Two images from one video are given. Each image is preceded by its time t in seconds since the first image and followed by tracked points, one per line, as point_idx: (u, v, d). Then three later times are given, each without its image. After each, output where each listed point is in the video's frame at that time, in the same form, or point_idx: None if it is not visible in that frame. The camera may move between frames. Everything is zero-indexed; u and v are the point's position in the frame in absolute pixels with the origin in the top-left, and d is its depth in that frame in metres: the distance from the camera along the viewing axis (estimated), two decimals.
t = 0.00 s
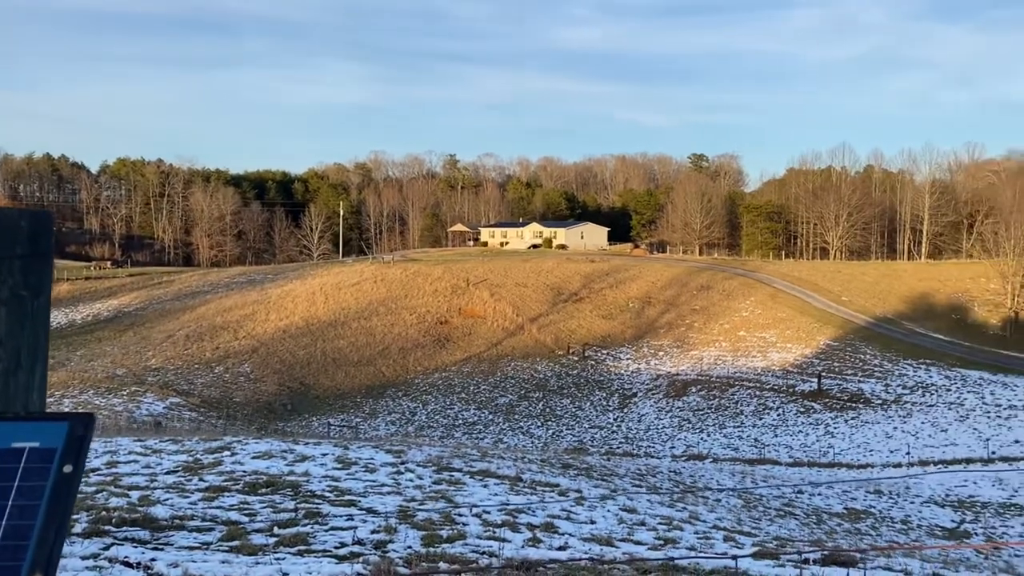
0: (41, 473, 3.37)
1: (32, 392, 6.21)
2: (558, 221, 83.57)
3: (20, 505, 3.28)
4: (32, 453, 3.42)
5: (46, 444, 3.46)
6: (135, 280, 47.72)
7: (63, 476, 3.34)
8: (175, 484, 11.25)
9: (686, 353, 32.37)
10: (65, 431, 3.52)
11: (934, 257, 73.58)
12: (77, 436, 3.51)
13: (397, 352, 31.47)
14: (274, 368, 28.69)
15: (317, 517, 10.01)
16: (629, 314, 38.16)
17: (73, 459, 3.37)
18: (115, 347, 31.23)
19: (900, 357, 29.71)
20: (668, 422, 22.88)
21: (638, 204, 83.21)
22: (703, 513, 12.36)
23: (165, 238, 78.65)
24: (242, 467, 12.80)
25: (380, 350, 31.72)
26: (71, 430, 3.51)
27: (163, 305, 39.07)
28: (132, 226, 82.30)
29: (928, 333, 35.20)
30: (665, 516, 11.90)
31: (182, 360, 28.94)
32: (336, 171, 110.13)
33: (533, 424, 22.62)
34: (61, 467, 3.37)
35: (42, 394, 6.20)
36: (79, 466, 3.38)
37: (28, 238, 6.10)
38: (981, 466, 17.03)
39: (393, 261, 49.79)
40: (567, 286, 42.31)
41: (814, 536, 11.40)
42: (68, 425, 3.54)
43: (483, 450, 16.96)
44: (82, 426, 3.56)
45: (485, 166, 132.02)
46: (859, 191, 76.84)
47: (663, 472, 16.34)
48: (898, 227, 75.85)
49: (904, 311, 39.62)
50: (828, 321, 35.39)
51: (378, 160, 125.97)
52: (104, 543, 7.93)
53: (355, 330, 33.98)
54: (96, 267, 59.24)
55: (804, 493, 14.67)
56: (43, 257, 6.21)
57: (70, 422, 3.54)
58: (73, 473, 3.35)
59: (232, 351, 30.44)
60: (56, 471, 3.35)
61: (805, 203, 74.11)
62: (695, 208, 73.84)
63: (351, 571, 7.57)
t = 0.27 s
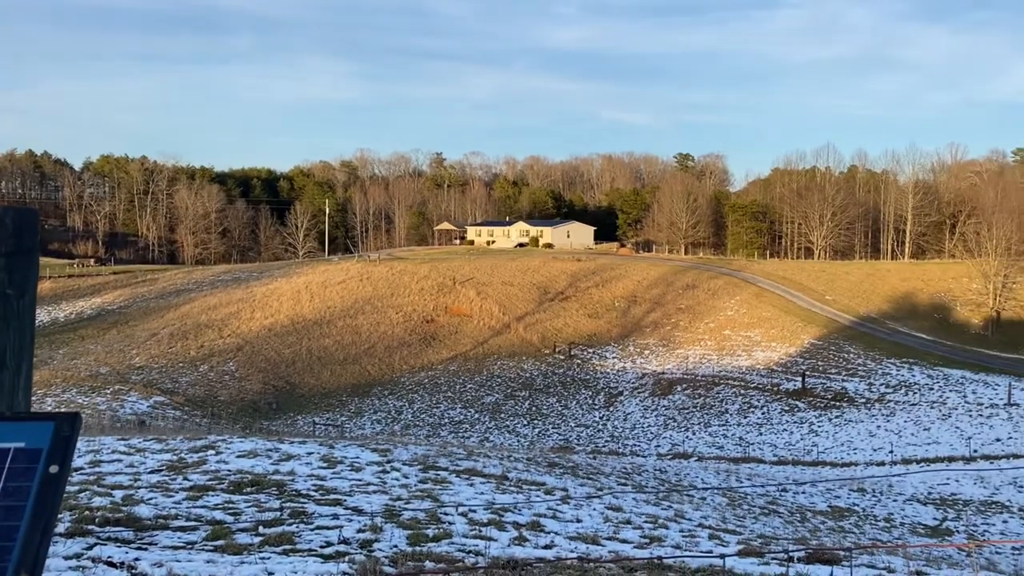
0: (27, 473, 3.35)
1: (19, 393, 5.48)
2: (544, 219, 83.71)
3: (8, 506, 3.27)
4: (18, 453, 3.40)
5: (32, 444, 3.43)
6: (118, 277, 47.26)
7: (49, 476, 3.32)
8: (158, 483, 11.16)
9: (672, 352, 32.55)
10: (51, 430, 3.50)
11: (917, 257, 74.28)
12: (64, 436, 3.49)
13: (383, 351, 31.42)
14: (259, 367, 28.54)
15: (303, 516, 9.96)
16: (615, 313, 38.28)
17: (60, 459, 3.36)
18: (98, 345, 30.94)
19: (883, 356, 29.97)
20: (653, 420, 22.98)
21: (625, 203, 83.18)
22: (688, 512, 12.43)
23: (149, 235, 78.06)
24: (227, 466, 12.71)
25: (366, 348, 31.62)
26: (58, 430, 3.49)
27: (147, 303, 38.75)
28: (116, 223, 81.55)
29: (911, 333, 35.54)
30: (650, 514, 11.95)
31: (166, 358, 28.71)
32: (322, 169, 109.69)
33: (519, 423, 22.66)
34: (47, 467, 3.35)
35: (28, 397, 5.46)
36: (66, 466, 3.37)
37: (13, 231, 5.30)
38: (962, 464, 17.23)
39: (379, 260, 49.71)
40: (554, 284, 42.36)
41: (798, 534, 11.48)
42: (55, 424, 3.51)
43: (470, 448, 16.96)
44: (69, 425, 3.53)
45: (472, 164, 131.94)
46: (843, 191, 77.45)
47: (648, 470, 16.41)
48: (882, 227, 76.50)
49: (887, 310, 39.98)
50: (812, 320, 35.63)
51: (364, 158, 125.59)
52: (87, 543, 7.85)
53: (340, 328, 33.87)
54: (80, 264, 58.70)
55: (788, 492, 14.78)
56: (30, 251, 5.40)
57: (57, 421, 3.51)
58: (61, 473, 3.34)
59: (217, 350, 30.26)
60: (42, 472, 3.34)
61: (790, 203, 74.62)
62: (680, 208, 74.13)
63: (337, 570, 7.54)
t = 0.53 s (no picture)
0: (11, 472, 3.32)
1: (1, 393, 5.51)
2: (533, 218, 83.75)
3: None
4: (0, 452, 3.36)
5: (16, 443, 3.40)
6: (104, 275, 46.85)
7: (33, 475, 3.29)
8: (145, 482, 11.07)
9: (660, 351, 32.65)
10: (35, 428, 3.46)
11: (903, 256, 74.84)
12: (47, 434, 3.45)
13: (371, 349, 31.34)
14: (246, 365, 28.39)
15: (290, 515, 9.91)
16: (604, 311, 38.35)
17: (44, 457, 3.33)
18: (83, 343, 30.67)
19: (870, 355, 30.18)
20: (641, 419, 23.04)
21: (614, 201, 83.19)
22: (676, 510, 12.46)
23: (135, 233, 77.44)
24: (214, 465, 12.62)
25: (354, 347, 31.51)
26: (42, 427, 3.45)
27: (133, 301, 38.44)
28: (102, 220, 80.85)
29: (897, 332, 35.81)
30: (639, 513, 11.97)
31: (152, 357, 28.50)
32: (310, 166, 109.24)
33: (508, 421, 22.66)
34: (31, 466, 3.32)
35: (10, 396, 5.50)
36: (50, 465, 3.34)
37: None
38: (947, 462, 17.37)
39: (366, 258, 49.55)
40: (542, 283, 42.37)
41: (784, 532, 11.55)
42: (39, 422, 3.47)
43: (458, 447, 16.93)
44: (51, 423, 3.49)
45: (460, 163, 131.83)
46: (830, 190, 77.90)
47: (636, 469, 16.45)
48: (868, 227, 77.01)
49: (873, 310, 40.26)
50: (800, 319, 35.82)
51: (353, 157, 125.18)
52: (73, 543, 7.79)
53: (328, 327, 33.75)
54: (65, 262, 58.18)
55: (775, 490, 14.85)
56: (14, 248, 5.29)
57: (41, 419, 3.47)
58: (44, 472, 3.31)
59: (204, 348, 30.07)
60: (26, 471, 3.30)
61: (777, 203, 75.00)
62: (669, 207, 74.32)
63: (325, 569, 7.50)
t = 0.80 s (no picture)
0: None
1: None
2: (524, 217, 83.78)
3: None
4: None
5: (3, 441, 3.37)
6: (92, 273, 46.50)
7: (19, 474, 3.27)
8: (133, 481, 11.02)
9: (650, 349, 32.72)
10: (21, 426, 3.43)
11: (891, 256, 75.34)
12: (34, 432, 3.42)
13: (361, 348, 31.26)
14: (235, 363, 28.26)
15: (279, 514, 9.88)
16: (594, 310, 38.41)
17: (30, 455, 3.31)
18: (71, 342, 30.45)
19: (858, 354, 30.36)
20: (631, 418, 23.09)
21: (604, 201, 83.20)
22: (665, 508, 12.50)
23: (124, 231, 76.96)
24: (203, 464, 12.58)
25: (344, 346, 31.42)
26: (28, 426, 3.42)
27: (121, 299, 38.19)
28: (91, 218, 80.28)
29: (885, 331, 36.03)
30: (628, 511, 12.01)
31: (140, 355, 28.34)
32: (300, 164, 108.84)
33: (498, 420, 22.67)
34: (17, 464, 3.30)
35: None
36: (36, 462, 3.32)
37: None
38: (934, 461, 17.50)
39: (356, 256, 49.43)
40: (533, 282, 42.39)
41: (773, 530, 11.60)
42: (25, 420, 3.44)
43: (448, 446, 16.91)
44: (39, 421, 3.46)
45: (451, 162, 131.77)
46: (819, 190, 78.30)
47: (625, 467, 16.48)
48: (857, 227, 77.47)
49: (862, 309, 40.50)
50: (789, 318, 35.99)
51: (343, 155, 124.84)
52: (60, 542, 7.74)
53: (318, 325, 33.64)
54: (53, 259, 57.73)
55: (764, 488, 14.92)
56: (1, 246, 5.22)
57: (27, 417, 3.44)
58: (30, 470, 3.29)
59: (192, 347, 29.92)
60: (12, 468, 3.28)
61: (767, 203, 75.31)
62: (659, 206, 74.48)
63: (314, 568, 7.48)
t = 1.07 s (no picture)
0: None
1: None
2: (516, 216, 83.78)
3: None
4: None
5: None
6: (84, 272, 46.26)
7: (9, 472, 3.26)
8: (124, 480, 10.96)
9: (642, 348, 32.79)
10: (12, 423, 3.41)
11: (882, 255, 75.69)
12: (24, 429, 3.40)
13: (353, 347, 31.20)
14: (227, 362, 28.16)
15: (271, 513, 9.85)
16: (586, 310, 38.45)
17: (20, 454, 3.30)
18: (62, 340, 30.28)
19: (849, 353, 30.50)
20: (623, 416, 23.14)
21: (596, 200, 83.22)
22: (657, 507, 12.52)
23: (115, 229, 76.62)
24: (195, 463, 12.53)
25: (335, 344, 31.35)
26: (18, 424, 3.40)
27: (112, 298, 37.99)
28: (81, 216, 79.87)
29: (876, 331, 36.19)
30: (620, 510, 12.03)
31: (131, 354, 28.20)
32: (292, 163, 108.54)
33: (490, 419, 22.68)
34: (7, 462, 3.29)
35: None
36: (26, 461, 3.31)
37: None
38: (924, 459, 17.60)
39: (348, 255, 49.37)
40: (525, 281, 42.40)
41: (764, 528, 11.64)
42: (16, 417, 3.42)
43: (440, 445, 16.90)
44: (29, 419, 3.44)
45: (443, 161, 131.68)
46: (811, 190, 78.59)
47: (617, 466, 16.51)
48: (848, 226, 77.79)
49: (852, 308, 40.69)
50: (780, 317, 36.10)
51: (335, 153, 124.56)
52: (50, 541, 7.69)
53: (310, 324, 33.55)
54: (43, 258, 57.41)
55: (755, 487, 14.97)
56: None
57: (18, 415, 3.42)
58: (20, 470, 3.28)
59: (184, 345, 29.81)
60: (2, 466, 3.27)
61: (758, 202, 75.56)
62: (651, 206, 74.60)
63: (305, 567, 7.46)
